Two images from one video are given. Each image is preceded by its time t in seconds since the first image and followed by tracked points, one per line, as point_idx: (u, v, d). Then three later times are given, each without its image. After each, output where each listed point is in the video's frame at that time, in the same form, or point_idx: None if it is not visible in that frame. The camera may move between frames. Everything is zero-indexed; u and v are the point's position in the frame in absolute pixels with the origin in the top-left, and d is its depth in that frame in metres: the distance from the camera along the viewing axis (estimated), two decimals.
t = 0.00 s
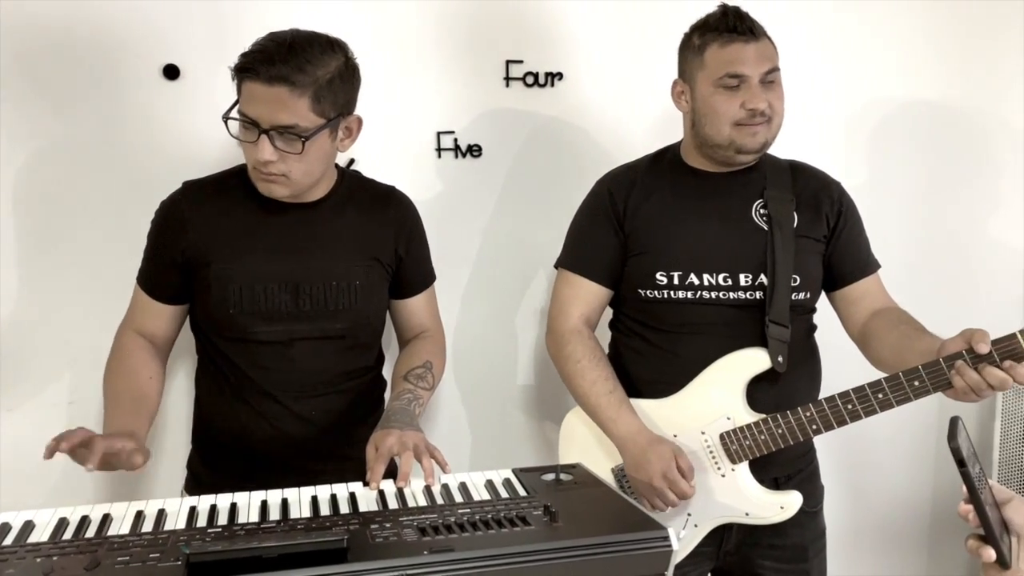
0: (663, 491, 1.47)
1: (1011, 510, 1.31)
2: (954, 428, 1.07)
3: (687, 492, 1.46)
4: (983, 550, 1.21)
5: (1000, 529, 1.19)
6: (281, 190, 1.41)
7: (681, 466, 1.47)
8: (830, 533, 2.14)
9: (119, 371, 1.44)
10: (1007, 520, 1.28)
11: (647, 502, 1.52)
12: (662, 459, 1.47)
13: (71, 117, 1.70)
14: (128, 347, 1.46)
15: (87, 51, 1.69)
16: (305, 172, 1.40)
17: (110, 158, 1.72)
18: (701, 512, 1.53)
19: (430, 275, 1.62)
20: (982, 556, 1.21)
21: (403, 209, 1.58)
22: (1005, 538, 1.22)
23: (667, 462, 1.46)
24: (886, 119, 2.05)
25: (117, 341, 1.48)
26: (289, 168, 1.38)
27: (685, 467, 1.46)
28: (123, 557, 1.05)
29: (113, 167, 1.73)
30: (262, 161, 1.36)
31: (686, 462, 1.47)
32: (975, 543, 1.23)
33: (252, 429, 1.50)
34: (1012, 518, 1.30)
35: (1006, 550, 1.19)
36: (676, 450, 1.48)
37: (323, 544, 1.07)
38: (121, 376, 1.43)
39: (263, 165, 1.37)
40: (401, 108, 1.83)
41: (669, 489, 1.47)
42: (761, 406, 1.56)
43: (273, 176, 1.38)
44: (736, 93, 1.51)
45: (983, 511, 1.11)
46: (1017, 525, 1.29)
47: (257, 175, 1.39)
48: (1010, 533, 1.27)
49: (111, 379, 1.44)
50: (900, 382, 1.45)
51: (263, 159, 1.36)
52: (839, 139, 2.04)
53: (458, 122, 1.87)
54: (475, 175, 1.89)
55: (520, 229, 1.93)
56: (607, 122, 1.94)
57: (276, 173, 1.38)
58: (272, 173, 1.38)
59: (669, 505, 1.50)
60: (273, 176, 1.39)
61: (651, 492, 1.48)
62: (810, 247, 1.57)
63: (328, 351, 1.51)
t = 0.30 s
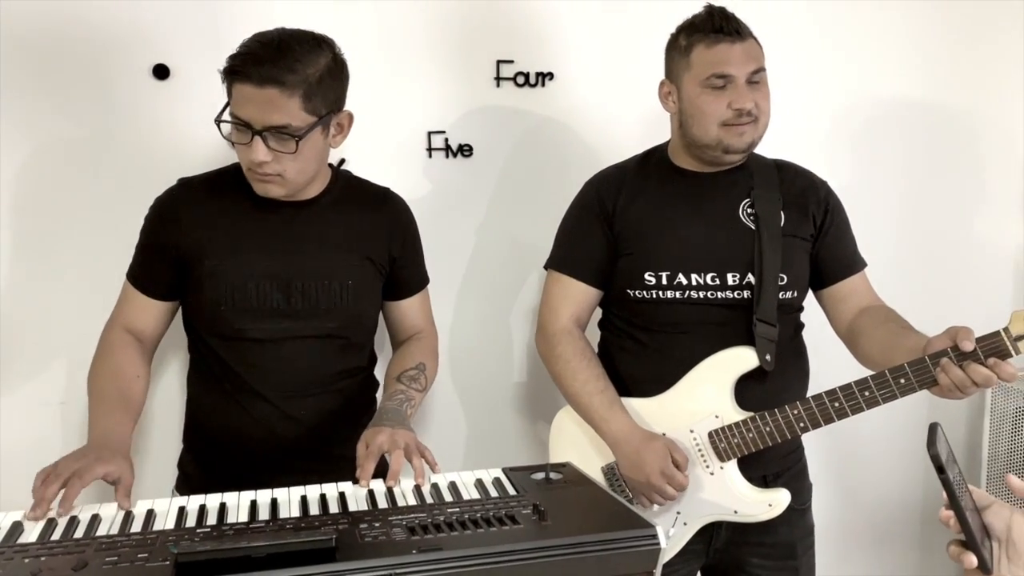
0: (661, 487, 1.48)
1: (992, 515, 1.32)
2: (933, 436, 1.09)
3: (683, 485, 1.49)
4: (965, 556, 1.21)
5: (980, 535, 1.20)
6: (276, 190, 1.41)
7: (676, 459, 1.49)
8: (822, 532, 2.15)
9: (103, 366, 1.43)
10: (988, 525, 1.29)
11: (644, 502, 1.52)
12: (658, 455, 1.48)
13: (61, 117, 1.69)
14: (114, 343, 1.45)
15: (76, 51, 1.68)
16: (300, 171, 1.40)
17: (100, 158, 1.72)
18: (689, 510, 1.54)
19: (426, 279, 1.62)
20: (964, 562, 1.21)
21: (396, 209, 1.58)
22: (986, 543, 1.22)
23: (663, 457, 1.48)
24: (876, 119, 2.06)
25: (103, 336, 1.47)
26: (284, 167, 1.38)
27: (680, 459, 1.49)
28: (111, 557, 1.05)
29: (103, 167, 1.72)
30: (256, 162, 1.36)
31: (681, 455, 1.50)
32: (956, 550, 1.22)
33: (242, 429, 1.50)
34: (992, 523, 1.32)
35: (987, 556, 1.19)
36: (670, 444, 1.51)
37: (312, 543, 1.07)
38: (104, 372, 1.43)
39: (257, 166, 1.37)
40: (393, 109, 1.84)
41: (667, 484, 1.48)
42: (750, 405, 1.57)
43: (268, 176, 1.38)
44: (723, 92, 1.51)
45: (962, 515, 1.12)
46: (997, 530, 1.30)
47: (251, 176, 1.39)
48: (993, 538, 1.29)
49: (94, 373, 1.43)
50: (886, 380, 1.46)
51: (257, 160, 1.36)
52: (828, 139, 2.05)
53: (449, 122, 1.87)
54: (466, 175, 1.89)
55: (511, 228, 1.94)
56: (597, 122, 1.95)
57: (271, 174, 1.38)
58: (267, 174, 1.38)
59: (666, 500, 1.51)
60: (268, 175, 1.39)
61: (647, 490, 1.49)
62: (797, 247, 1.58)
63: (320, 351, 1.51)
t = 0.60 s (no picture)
0: (654, 481, 1.48)
1: (986, 513, 1.32)
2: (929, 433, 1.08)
3: (676, 478, 1.48)
4: (960, 553, 1.19)
5: (975, 531, 1.19)
6: (288, 196, 1.41)
7: (668, 453, 1.49)
8: (821, 532, 2.16)
9: (103, 369, 1.44)
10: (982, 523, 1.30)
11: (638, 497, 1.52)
12: (650, 449, 1.48)
13: (59, 117, 1.69)
14: (113, 346, 1.45)
15: (72, 51, 1.68)
16: (313, 177, 1.41)
17: (97, 158, 1.72)
18: (683, 508, 1.54)
19: (421, 277, 1.62)
20: (959, 560, 1.19)
21: (394, 209, 1.59)
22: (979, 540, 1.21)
23: (655, 451, 1.48)
24: (872, 119, 2.06)
25: (103, 338, 1.47)
26: (297, 175, 1.38)
27: (672, 453, 1.49)
28: (107, 556, 1.06)
29: (100, 167, 1.72)
30: (272, 171, 1.35)
31: (673, 449, 1.50)
32: (950, 547, 1.20)
33: (239, 429, 1.50)
34: (986, 520, 1.32)
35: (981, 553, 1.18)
36: (661, 438, 1.51)
37: (308, 543, 1.08)
38: (103, 374, 1.43)
39: (273, 175, 1.36)
40: (389, 109, 1.84)
41: (661, 478, 1.48)
42: (745, 404, 1.57)
43: (282, 184, 1.38)
44: (701, 88, 1.54)
45: (958, 514, 1.12)
46: (991, 528, 1.31)
47: (264, 183, 1.39)
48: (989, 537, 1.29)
49: (93, 377, 1.44)
50: (880, 379, 1.46)
51: (274, 170, 1.35)
52: (824, 139, 2.05)
53: (446, 123, 1.87)
54: (463, 175, 1.89)
55: (508, 228, 1.94)
56: (594, 122, 1.95)
57: (286, 181, 1.38)
58: (282, 181, 1.38)
59: (659, 495, 1.51)
60: (281, 182, 1.38)
61: (640, 484, 1.50)
62: (791, 247, 1.58)
63: (316, 351, 1.52)
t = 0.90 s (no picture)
0: (657, 474, 1.48)
1: (993, 513, 1.32)
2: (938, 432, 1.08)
3: (680, 471, 1.49)
4: (967, 552, 1.20)
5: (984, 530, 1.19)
6: (286, 195, 1.41)
7: (671, 447, 1.49)
8: (823, 532, 2.16)
9: (111, 367, 1.44)
10: (990, 522, 1.30)
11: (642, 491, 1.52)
12: (653, 444, 1.48)
13: (64, 117, 1.70)
14: (120, 344, 1.46)
15: (78, 51, 1.69)
16: (309, 176, 1.40)
17: (103, 157, 1.73)
18: (686, 506, 1.55)
19: (424, 276, 1.62)
20: (967, 558, 1.21)
21: (398, 208, 1.59)
22: (988, 539, 1.22)
23: (657, 446, 1.48)
24: (874, 119, 2.07)
25: (108, 337, 1.48)
26: (294, 174, 1.38)
27: (676, 446, 1.49)
28: (114, 552, 1.07)
29: (105, 166, 1.73)
30: (268, 172, 1.35)
31: (676, 441, 1.49)
32: (960, 545, 1.22)
33: (243, 427, 1.50)
34: (995, 519, 1.32)
35: (990, 551, 1.19)
36: (665, 431, 1.51)
37: (312, 539, 1.09)
38: (111, 374, 1.44)
39: (269, 176, 1.36)
40: (393, 108, 1.84)
41: (664, 471, 1.48)
42: (747, 403, 1.58)
43: (279, 184, 1.38)
44: (702, 85, 1.56)
45: (967, 512, 1.12)
46: (999, 526, 1.31)
47: (261, 184, 1.39)
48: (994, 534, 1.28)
49: (101, 375, 1.44)
50: (881, 377, 1.47)
51: (269, 170, 1.35)
52: (826, 138, 2.06)
53: (448, 122, 1.88)
54: (466, 175, 1.90)
55: (510, 227, 1.95)
56: (597, 121, 1.95)
57: (282, 181, 1.38)
58: (278, 181, 1.38)
59: (664, 488, 1.51)
60: (279, 182, 1.38)
61: (644, 479, 1.50)
62: (794, 246, 1.59)
63: (322, 350, 1.52)
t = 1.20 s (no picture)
0: (666, 478, 1.50)
1: (1007, 509, 1.33)
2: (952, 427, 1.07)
3: (688, 477, 1.50)
4: (982, 548, 1.20)
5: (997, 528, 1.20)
6: (297, 195, 1.42)
7: (681, 452, 1.51)
8: (830, 531, 2.17)
9: (114, 365, 1.44)
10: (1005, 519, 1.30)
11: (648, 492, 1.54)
12: (663, 447, 1.50)
13: (76, 116, 1.71)
14: (124, 342, 1.46)
15: (89, 51, 1.70)
16: (320, 175, 1.41)
17: (114, 156, 1.74)
18: (697, 503, 1.55)
19: (430, 276, 1.61)
20: (981, 555, 1.21)
21: (404, 207, 1.58)
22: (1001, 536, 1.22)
23: (668, 449, 1.50)
24: (882, 119, 2.07)
25: (112, 334, 1.48)
26: (306, 174, 1.38)
27: (684, 452, 1.51)
28: (127, 547, 1.08)
29: (116, 165, 1.74)
30: (281, 172, 1.35)
31: (685, 447, 1.52)
32: (973, 542, 1.22)
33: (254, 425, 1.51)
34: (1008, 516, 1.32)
35: (1003, 549, 1.19)
36: (675, 437, 1.53)
37: (323, 535, 1.10)
38: (114, 369, 1.44)
39: (282, 176, 1.36)
40: (400, 108, 1.85)
41: (672, 475, 1.50)
42: (757, 402, 1.58)
43: (291, 184, 1.38)
44: (711, 81, 1.58)
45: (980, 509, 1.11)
46: (1013, 523, 1.31)
47: (274, 183, 1.39)
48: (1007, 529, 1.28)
49: (104, 372, 1.44)
50: (890, 373, 1.47)
51: (283, 170, 1.35)
52: (834, 138, 2.06)
53: (457, 122, 1.88)
54: (474, 174, 1.91)
55: (519, 227, 1.95)
56: (604, 121, 1.96)
57: (294, 181, 1.38)
58: (291, 181, 1.38)
59: (670, 492, 1.53)
60: (291, 183, 1.38)
61: (651, 479, 1.51)
62: (805, 245, 1.59)
63: (327, 350, 1.51)
